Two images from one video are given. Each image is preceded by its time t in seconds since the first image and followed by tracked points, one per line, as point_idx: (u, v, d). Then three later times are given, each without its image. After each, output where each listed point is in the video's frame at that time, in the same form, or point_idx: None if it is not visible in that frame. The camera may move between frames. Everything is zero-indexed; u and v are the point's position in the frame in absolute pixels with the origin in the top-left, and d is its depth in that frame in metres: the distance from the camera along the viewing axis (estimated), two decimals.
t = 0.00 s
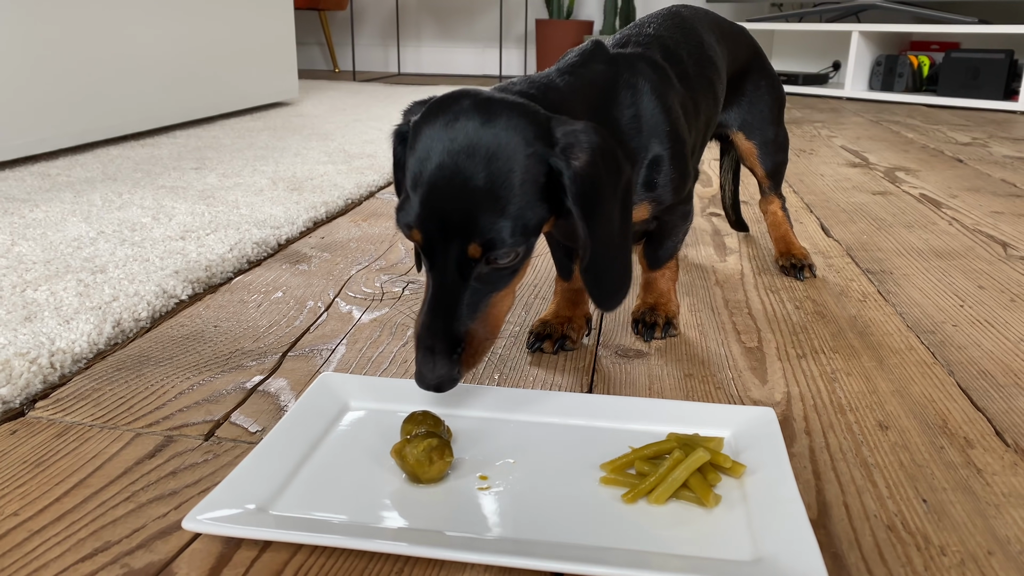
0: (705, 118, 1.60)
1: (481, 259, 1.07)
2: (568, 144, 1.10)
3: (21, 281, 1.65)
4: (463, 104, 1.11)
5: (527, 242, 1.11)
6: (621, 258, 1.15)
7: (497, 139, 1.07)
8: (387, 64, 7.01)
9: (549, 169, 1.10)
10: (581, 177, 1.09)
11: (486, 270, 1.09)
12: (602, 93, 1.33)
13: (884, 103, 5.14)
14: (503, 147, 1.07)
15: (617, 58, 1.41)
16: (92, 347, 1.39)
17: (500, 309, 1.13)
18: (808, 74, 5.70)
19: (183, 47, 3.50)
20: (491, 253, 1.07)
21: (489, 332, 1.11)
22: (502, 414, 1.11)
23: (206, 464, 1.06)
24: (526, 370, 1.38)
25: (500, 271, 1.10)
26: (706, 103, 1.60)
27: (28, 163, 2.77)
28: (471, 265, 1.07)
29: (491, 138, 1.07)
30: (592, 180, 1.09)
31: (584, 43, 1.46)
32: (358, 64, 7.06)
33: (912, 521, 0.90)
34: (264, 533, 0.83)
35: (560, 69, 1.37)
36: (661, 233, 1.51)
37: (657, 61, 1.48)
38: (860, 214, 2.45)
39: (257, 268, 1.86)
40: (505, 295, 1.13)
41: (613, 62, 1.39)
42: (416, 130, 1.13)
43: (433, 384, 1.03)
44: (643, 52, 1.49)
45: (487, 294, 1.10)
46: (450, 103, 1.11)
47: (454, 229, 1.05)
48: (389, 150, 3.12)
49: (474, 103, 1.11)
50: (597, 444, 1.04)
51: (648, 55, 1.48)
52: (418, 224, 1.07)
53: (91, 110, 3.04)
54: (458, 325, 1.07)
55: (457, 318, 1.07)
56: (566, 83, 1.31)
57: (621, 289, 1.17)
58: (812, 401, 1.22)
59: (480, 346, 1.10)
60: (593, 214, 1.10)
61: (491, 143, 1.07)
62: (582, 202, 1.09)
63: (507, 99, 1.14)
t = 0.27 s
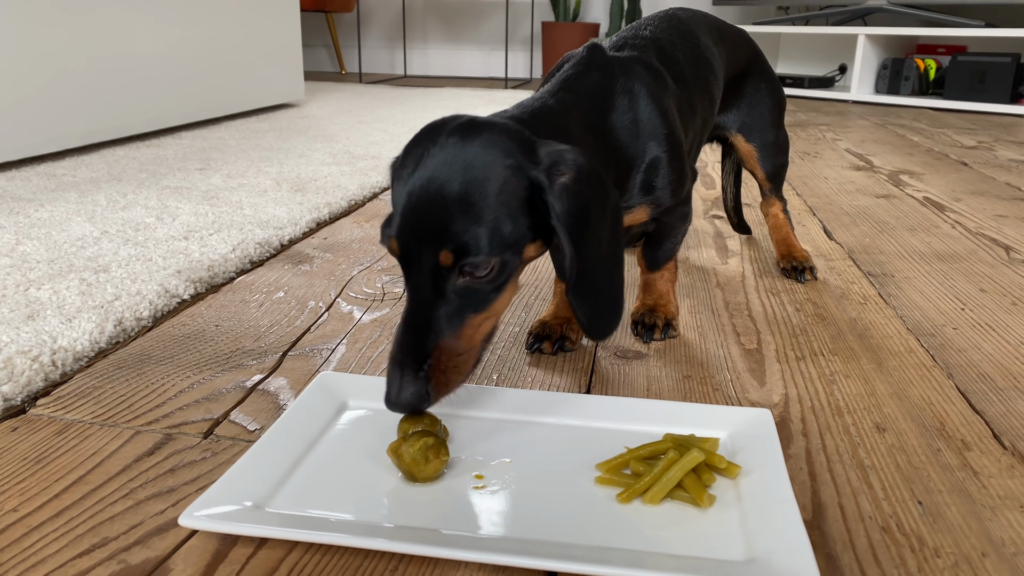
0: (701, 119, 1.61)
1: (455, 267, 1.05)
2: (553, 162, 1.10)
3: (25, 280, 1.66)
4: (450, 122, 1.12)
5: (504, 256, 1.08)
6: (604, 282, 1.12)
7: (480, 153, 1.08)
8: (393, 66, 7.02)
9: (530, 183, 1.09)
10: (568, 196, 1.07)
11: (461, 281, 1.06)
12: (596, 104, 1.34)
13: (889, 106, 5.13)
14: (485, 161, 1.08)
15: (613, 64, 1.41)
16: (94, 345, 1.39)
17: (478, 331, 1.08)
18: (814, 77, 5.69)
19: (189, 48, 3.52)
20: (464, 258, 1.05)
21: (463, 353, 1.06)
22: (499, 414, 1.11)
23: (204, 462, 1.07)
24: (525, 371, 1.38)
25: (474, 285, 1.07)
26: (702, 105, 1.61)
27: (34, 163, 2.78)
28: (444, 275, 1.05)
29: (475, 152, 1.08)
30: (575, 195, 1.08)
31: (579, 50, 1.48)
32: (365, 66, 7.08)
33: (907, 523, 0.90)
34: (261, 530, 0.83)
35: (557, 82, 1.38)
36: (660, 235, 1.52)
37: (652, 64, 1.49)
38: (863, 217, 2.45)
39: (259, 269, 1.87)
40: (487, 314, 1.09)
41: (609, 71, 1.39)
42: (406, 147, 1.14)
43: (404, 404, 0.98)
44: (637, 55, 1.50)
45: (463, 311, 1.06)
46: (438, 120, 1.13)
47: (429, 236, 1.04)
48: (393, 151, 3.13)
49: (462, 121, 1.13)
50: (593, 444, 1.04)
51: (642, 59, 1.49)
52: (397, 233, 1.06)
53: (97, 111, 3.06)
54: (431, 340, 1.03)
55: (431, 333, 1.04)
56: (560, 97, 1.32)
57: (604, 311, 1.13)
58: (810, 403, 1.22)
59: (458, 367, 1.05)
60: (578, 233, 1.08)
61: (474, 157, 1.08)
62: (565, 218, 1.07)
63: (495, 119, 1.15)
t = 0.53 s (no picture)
0: (704, 122, 1.61)
1: (435, 259, 1.05)
2: (535, 147, 1.08)
3: (30, 279, 1.67)
4: (434, 123, 1.14)
5: (490, 249, 1.07)
6: (598, 258, 1.08)
7: (460, 148, 1.08)
8: (400, 68, 7.04)
9: (513, 175, 1.08)
10: (553, 179, 1.04)
11: (442, 275, 1.06)
12: (596, 101, 1.33)
13: (896, 109, 5.12)
14: (465, 155, 1.07)
15: (614, 66, 1.41)
16: (97, 344, 1.40)
17: (469, 328, 1.07)
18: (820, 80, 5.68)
19: (196, 49, 3.53)
20: (443, 250, 1.04)
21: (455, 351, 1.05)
22: (499, 413, 1.12)
23: (205, 460, 1.07)
24: (525, 371, 1.38)
25: (460, 280, 1.06)
26: (705, 108, 1.61)
27: (41, 163, 2.80)
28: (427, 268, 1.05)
29: (455, 147, 1.08)
30: (558, 179, 1.05)
31: (581, 54, 1.48)
32: (371, 67, 7.10)
33: (904, 525, 0.92)
34: (259, 528, 0.84)
35: (558, 84, 1.38)
36: (662, 236, 1.52)
37: (654, 68, 1.50)
38: (867, 219, 2.45)
39: (263, 268, 1.88)
40: (478, 310, 1.08)
41: (609, 73, 1.39)
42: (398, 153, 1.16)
43: (394, 401, 0.99)
44: (639, 59, 1.51)
45: (449, 307, 1.06)
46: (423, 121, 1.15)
47: (409, 228, 1.04)
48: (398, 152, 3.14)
49: (446, 121, 1.14)
50: (592, 443, 1.05)
51: (644, 62, 1.49)
52: (382, 230, 1.08)
53: (104, 112, 3.07)
54: (416, 336, 1.03)
55: (417, 328, 1.04)
56: (559, 97, 1.32)
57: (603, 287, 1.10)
58: (809, 404, 1.22)
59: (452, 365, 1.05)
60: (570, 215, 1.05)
61: (454, 153, 1.08)
62: (552, 205, 1.03)
63: (481, 118, 1.16)
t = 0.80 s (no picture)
0: (709, 125, 1.61)
1: (404, 276, 1.05)
2: (512, 172, 1.10)
3: (37, 278, 1.68)
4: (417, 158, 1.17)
5: (464, 270, 1.06)
6: (571, 282, 1.05)
7: (438, 174, 1.10)
8: (407, 69, 7.05)
9: (490, 198, 1.09)
10: (529, 202, 1.04)
11: (411, 294, 1.05)
12: (588, 112, 1.32)
13: (903, 111, 5.11)
14: (443, 180, 1.09)
15: (613, 72, 1.41)
16: (103, 342, 1.41)
17: (439, 356, 1.04)
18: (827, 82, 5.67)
19: (203, 50, 3.54)
20: (412, 265, 1.04)
21: (421, 376, 1.02)
22: (501, 414, 1.12)
23: (208, 458, 1.08)
24: (528, 372, 1.39)
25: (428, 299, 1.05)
26: (709, 111, 1.61)
27: (49, 163, 2.81)
28: (396, 285, 1.05)
29: (433, 172, 1.10)
30: (533, 199, 1.04)
31: (581, 58, 1.48)
32: (378, 68, 7.11)
33: (906, 526, 0.92)
34: (262, 525, 0.84)
35: (551, 102, 1.39)
36: (665, 239, 1.52)
37: (657, 71, 1.50)
38: (872, 221, 2.44)
39: (268, 268, 1.89)
40: (450, 335, 1.05)
41: (606, 80, 1.39)
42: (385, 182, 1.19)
43: (356, 426, 0.96)
44: (641, 63, 1.51)
45: (419, 330, 1.04)
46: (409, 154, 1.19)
47: (383, 247, 1.06)
48: (404, 153, 3.14)
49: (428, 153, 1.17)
50: (593, 444, 1.05)
51: (645, 65, 1.49)
52: (361, 250, 1.09)
53: (111, 112, 3.08)
54: (384, 356, 1.02)
55: (386, 348, 1.03)
56: (546, 111, 1.31)
57: (578, 318, 1.07)
58: (812, 406, 1.22)
59: (417, 392, 1.01)
60: (547, 239, 1.03)
61: (432, 177, 1.10)
62: (529, 224, 1.03)
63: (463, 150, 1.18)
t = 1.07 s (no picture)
0: (712, 129, 1.61)
1: (403, 289, 1.04)
2: (508, 181, 1.08)
3: (43, 276, 1.68)
4: (408, 156, 1.12)
5: (460, 281, 1.06)
6: (565, 296, 1.06)
7: (434, 180, 1.07)
8: (413, 69, 7.06)
9: (487, 207, 1.08)
10: (525, 216, 1.04)
11: (411, 306, 1.04)
12: (583, 112, 1.32)
13: (910, 112, 5.09)
14: (439, 187, 1.07)
15: (611, 71, 1.41)
16: (108, 340, 1.41)
17: (435, 362, 1.05)
18: (834, 82, 5.65)
19: (209, 50, 3.55)
20: (413, 279, 1.03)
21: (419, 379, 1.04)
22: (505, 413, 1.12)
23: (212, 456, 1.08)
24: (533, 371, 1.38)
25: (428, 312, 1.05)
26: (713, 114, 1.61)
27: (56, 162, 2.82)
28: (394, 297, 1.04)
29: (430, 178, 1.07)
30: (530, 214, 1.04)
31: (581, 56, 1.47)
32: (384, 69, 7.12)
33: (911, 527, 0.91)
34: (265, 523, 0.84)
35: (544, 97, 1.37)
36: (667, 240, 1.52)
37: (658, 72, 1.49)
38: (879, 222, 2.43)
39: (273, 268, 1.89)
40: (445, 341, 1.06)
41: (603, 80, 1.38)
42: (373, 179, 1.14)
43: (354, 433, 0.96)
44: (642, 63, 1.50)
45: (415, 338, 1.04)
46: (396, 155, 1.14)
47: (379, 256, 1.03)
48: (410, 153, 3.14)
49: (420, 153, 1.13)
50: (597, 444, 1.04)
51: (645, 65, 1.49)
52: (354, 256, 1.06)
53: (118, 111, 3.09)
54: (380, 367, 1.02)
55: (381, 358, 1.02)
56: (542, 111, 1.30)
57: (561, 327, 1.07)
58: (818, 406, 1.22)
59: (413, 392, 1.03)
60: (541, 252, 1.03)
61: (428, 184, 1.07)
62: (524, 238, 1.03)
63: (455, 151, 1.15)
